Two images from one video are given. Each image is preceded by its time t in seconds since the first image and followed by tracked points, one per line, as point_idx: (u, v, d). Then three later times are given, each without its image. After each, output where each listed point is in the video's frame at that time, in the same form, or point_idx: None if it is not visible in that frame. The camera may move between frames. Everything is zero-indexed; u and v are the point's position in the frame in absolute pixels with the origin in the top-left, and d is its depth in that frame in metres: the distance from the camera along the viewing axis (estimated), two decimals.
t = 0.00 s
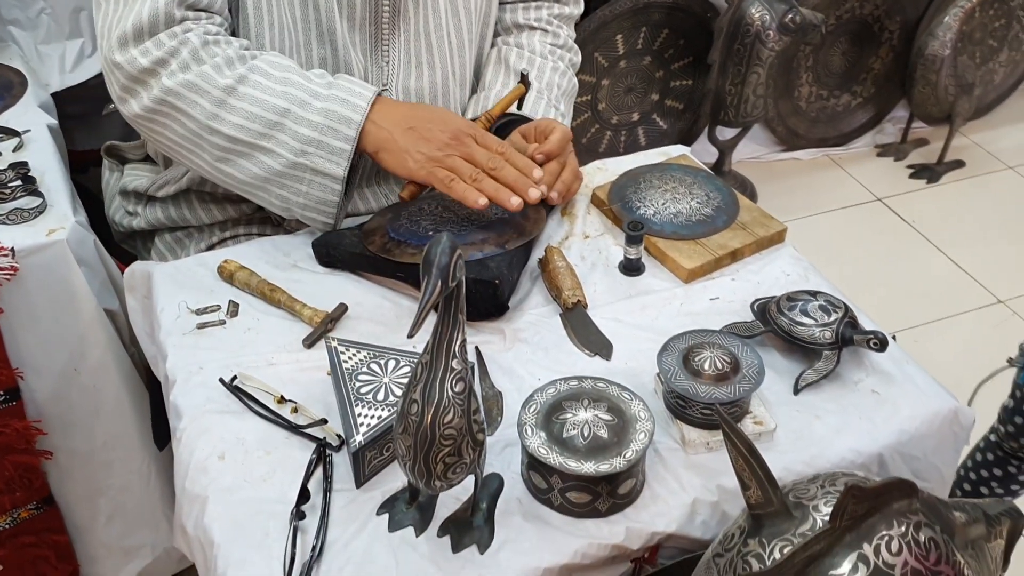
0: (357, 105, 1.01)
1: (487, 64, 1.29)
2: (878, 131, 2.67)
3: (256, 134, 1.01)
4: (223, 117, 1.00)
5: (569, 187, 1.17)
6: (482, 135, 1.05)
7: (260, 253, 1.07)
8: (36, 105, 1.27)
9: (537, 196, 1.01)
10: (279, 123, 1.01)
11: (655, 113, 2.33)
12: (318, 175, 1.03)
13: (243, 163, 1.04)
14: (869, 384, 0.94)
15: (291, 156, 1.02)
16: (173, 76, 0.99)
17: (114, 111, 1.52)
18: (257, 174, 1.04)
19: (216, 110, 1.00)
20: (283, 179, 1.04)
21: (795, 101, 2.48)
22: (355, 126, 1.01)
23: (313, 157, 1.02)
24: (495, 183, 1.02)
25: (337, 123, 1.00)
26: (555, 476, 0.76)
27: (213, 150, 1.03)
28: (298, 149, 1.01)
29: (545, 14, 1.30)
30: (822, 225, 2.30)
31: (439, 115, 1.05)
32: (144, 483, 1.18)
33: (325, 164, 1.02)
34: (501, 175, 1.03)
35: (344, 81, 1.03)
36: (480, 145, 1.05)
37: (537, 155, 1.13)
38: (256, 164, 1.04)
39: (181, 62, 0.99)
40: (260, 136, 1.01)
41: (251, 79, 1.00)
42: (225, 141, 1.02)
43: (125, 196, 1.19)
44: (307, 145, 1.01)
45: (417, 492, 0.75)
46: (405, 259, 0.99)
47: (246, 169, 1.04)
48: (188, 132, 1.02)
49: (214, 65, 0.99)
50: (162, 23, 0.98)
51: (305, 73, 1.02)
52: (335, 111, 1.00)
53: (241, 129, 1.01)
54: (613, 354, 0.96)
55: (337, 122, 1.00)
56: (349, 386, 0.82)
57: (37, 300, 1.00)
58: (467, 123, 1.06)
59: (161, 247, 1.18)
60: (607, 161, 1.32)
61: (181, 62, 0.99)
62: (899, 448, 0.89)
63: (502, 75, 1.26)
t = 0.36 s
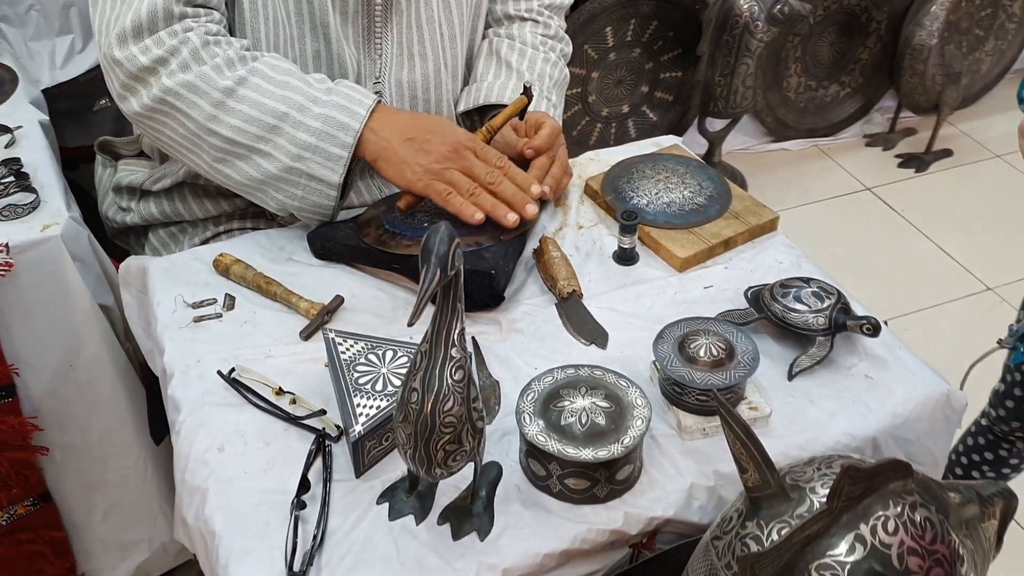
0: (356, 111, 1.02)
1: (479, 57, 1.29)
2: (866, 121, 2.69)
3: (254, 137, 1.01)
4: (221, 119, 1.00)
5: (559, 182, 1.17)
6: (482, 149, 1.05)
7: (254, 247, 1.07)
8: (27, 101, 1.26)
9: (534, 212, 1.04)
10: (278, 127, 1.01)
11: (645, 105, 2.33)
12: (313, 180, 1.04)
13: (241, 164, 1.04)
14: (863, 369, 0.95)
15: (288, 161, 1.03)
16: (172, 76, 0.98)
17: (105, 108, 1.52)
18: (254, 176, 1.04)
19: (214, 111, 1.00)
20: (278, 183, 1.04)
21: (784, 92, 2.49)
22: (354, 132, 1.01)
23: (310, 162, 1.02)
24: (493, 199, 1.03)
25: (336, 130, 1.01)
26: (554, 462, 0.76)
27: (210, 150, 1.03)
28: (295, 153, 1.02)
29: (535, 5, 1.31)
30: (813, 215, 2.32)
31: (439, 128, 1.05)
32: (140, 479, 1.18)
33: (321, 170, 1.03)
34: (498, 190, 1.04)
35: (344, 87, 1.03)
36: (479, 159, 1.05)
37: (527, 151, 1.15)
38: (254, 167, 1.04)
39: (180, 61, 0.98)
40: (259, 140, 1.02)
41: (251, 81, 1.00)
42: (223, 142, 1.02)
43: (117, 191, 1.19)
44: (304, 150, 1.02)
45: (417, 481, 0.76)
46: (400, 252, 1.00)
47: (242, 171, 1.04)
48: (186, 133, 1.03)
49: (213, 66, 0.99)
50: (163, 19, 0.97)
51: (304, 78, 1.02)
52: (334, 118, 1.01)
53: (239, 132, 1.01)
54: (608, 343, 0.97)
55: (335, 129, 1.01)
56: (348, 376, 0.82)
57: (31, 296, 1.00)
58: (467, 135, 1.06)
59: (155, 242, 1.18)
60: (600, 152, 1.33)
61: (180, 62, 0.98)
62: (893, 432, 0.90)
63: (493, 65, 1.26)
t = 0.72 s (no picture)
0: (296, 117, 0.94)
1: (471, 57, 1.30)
2: (853, 116, 2.71)
3: (196, 141, 0.96)
4: (166, 120, 0.96)
5: (551, 180, 1.17)
6: (410, 167, 0.89)
7: (250, 245, 1.07)
8: (20, 101, 1.26)
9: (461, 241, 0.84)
10: (217, 132, 0.96)
11: (634, 102, 2.34)
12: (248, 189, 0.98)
13: (184, 168, 0.99)
14: (856, 359, 0.97)
15: (224, 168, 0.97)
16: (125, 73, 0.95)
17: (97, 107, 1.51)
18: (192, 181, 0.99)
19: (160, 111, 0.96)
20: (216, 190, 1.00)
21: (771, 88, 2.50)
22: (287, 140, 0.94)
23: (245, 169, 0.97)
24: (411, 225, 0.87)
25: (272, 138, 0.95)
26: (553, 454, 0.77)
27: (158, 152, 0.99)
28: (231, 160, 0.96)
29: (528, 7, 1.31)
30: (802, 209, 2.33)
31: (370, 140, 0.92)
32: (138, 477, 1.18)
33: (254, 179, 0.97)
34: (421, 216, 0.86)
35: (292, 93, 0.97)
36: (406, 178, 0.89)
37: (522, 148, 1.15)
38: (194, 172, 0.99)
39: (136, 60, 0.96)
40: (198, 144, 0.97)
41: (201, 83, 0.96)
42: (167, 143, 0.97)
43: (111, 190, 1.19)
44: (240, 156, 0.96)
45: (417, 474, 0.77)
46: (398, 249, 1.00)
47: (185, 176, 1.00)
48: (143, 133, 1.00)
49: (166, 66, 0.96)
50: (131, 19, 0.96)
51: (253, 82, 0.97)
52: (271, 126, 0.95)
53: (181, 135, 0.96)
54: (604, 336, 0.98)
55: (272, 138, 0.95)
56: (347, 371, 0.83)
57: (27, 296, 1.00)
58: (400, 153, 0.91)
59: (150, 241, 1.18)
60: (592, 147, 1.33)
61: (136, 59, 0.95)
62: (886, 421, 0.91)
63: (488, 64, 1.27)
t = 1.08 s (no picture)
0: (247, 122, 1.03)
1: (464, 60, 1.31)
2: (842, 115, 2.73)
3: (159, 146, 1.04)
4: (131, 129, 1.03)
5: (543, 181, 1.18)
6: (346, 157, 1.02)
7: (244, 247, 1.08)
8: (14, 105, 1.26)
9: (380, 224, 0.98)
10: (177, 138, 1.03)
11: (624, 103, 2.35)
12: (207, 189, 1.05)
13: (153, 171, 1.07)
14: (846, 355, 0.98)
15: (184, 171, 1.04)
16: (95, 88, 1.03)
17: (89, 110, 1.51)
18: (159, 186, 1.07)
19: (126, 121, 1.03)
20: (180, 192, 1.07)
21: (760, 87, 2.52)
22: (239, 145, 1.02)
23: (203, 173, 1.04)
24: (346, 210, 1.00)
25: (226, 142, 1.03)
26: (548, 451, 0.78)
27: (129, 158, 1.07)
28: (189, 164, 1.04)
29: (521, 11, 1.32)
30: (792, 208, 2.35)
31: (311, 136, 1.03)
32: (133, 479, 1.18)
33: (211, 180, 1.04)
34: (350, 200, 0.99)
35: (244, 96, 1.05)
36: (342, 168, 1.02)
37: (515, 149, 1.16)
38: (161, 175, 1.07)
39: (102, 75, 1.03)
40: (162, 151, 1.04)
41: (162, 93, 1.03)
42: (137, 150, 1.05)
43: (105, 191, 1.19)
44: (197, 160, 1.03)
45: (413, 472, 0.77)
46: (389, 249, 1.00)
47: (153, 180, 1.07)
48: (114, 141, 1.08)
49: (128, 79, 1.03)
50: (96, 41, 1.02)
51: (208, 87, 1.04)
52: (226, 132, 1.02)
53: (145, 143, 1.04)
54: (597, 334, 0.98)
55: (226, 143, 1.03)
56: (343, 371, 0.83)
57: (23, 299, 1.00)
58: (337, 143, 1.03)
59: (144, 243, 1.18)
60: (584, 147, 1.34)
61: (103, 75, 1.03)
62: (876, 416, 0.92)
63: (482, 65, 1.28)
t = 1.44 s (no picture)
0: (266, 116, 1.04)
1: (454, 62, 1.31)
2: (832, 117, 2.74)
3: (185, 150, 1.06)
4: (153, 136, 1.05)
5: (535, 183, 1.18)
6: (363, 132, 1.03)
7: (235, 248, 1.08)
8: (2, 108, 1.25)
9: (400, 186, 0.99)
10: (202, 140, 1.05)
11: (615, 105, 2.36)
12: (242, 183, 1.08)
13: (180, 173, 1.09)
14: (837, 356, 0.98)
15: (216, 170, 1.07)
16: (109, 102, 1.04)
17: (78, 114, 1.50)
18: (190, 186, 1.09)
19: (146, 130, 1.05)
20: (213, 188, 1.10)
21: (750, 89, 2.53)
22: (264, 141, 1.04)
23: (234, 169, 1.07)
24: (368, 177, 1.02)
25: (251, 138, 1.05)
26: (540, 453, 0.78)
27: (151, 164, 1.08)
28: (221, 163, 1.06)
29: (512, 12, 1.32)
30: (783, 209, 2.36)
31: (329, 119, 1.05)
32: (124, 483, 1.18)
33: (246, 175, 1.07)
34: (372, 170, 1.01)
35: (261, 90, 1.06)
36: (361, 142, 1.04)
37: (506, 152, 1.16)
38: (190, 176, 1.09)
39: (112, 88, 1.04)
40: (190, 155, 1.06)
41: (177, 99, 1.04)
42: (160, 156, 1.07)
43: (95, 194, 1.18)
44: (227, 159, 1.06)
45: (405, 474, 0.77)
46: (379, 251, 1.00)
47: (180, 182, 1.09)
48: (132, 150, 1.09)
49: (140, 89, 1.03)
50: (97, 55, 1.03)
51: (223, 86, 1.05)
52: (248, 129, 1.04)
53: (170, 149, 1.06)
54: (589, 336, 0.98)
55: (250, 139, 1.05)
56: (334, 373, 0.83)
57: (13, 303, 1.00)
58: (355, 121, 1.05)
59: (133, 246, 1.18)
60: (575, 149, 1.35)
61: (114, 89, 1.04)
62: (867, 416, 0.93)
63: (472, 68, 1.28)
